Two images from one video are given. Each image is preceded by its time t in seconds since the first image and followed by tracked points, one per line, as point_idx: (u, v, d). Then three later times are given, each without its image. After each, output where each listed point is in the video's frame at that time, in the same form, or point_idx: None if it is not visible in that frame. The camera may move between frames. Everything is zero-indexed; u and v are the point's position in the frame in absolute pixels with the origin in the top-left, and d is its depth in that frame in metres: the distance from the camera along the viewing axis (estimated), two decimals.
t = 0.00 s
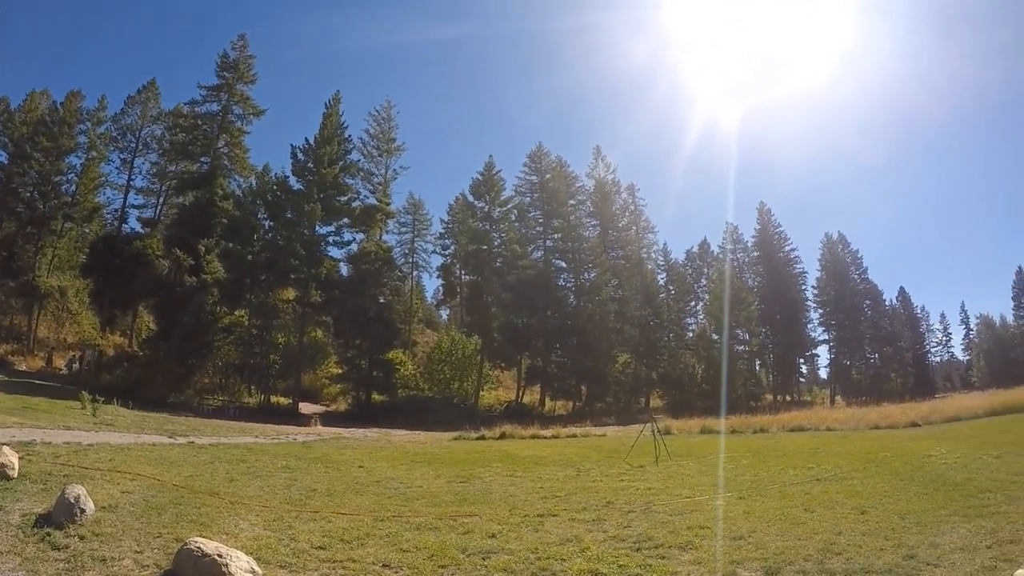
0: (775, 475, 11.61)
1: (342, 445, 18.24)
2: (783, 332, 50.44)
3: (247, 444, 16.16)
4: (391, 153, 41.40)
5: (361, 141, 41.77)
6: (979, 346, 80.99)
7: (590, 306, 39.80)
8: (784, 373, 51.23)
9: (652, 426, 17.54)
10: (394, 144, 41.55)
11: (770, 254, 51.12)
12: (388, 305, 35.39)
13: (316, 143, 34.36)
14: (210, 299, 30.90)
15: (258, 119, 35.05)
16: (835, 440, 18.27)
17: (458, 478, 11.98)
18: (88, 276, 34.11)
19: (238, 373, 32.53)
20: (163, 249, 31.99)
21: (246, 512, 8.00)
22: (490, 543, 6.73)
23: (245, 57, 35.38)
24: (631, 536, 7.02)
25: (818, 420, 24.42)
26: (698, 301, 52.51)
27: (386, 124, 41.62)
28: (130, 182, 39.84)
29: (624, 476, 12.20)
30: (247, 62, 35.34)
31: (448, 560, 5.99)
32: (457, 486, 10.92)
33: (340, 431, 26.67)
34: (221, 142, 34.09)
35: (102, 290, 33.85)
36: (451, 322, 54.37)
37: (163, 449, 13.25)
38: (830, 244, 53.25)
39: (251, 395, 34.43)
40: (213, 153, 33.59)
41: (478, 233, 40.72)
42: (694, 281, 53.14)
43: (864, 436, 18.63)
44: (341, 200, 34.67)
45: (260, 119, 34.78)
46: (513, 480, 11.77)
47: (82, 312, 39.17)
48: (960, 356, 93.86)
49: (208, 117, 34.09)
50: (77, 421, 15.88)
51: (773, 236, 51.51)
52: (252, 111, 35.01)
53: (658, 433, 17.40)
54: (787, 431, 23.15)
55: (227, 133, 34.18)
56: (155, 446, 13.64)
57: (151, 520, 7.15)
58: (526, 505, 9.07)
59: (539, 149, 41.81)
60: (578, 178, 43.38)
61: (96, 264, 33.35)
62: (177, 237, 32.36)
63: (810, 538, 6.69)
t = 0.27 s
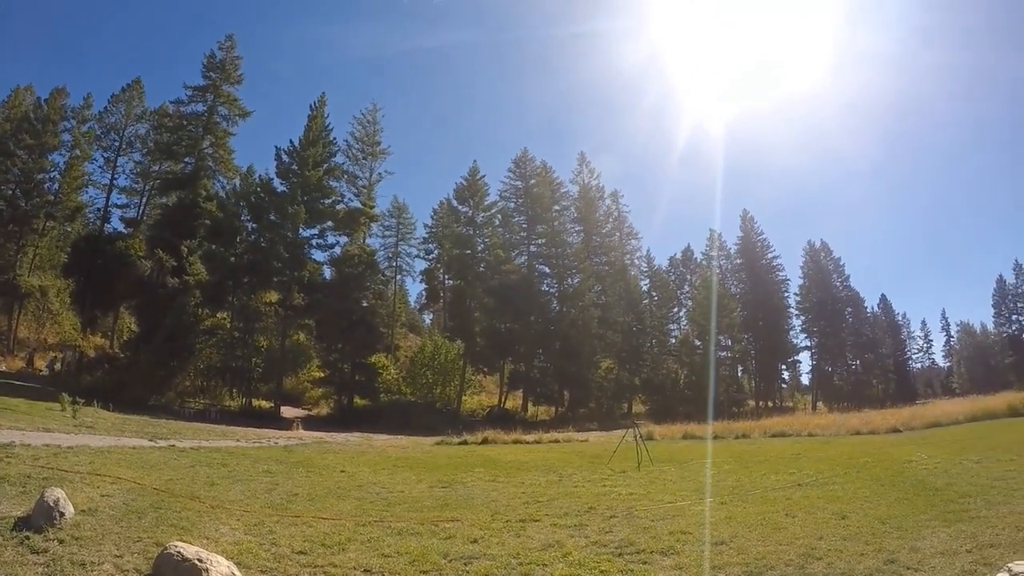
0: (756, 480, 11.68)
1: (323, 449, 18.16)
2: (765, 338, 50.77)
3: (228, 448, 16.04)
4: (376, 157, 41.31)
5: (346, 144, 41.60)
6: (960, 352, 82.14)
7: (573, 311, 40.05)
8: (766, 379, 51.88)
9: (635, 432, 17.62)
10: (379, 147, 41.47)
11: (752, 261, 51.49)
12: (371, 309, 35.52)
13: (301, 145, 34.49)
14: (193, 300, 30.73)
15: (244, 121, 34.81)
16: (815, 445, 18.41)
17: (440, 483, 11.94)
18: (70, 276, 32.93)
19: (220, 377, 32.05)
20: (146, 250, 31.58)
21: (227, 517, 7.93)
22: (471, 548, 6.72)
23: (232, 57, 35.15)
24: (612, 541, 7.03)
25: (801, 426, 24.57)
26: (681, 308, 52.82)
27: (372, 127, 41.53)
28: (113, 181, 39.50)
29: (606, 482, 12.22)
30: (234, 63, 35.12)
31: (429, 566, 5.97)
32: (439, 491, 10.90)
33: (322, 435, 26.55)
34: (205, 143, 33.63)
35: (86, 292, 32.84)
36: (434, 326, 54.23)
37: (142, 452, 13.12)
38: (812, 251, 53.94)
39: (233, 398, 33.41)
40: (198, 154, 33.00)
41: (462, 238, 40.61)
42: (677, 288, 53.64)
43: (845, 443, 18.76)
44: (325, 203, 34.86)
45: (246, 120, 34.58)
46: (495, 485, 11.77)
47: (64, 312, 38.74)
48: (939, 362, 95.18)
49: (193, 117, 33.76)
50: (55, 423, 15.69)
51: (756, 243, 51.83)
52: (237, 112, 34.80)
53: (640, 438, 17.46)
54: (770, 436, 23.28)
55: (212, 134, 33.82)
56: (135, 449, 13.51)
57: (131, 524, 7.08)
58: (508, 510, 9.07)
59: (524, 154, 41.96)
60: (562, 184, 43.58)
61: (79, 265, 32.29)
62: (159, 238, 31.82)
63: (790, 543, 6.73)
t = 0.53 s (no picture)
0: (741, 485, 11.74)
1: (308, 453, 18.11)
2: (750, 343, 50.50)
3: (211, 451, 15.96)
4: (364, 159, 41.20)
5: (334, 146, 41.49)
6: (945, 358, 83.06)
7: (558, 316, 40.24)
8: (751, 384, 51.45)
9: (620, 437, 17.65)
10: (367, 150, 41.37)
11: (738, 268, 51.62)
12: (357, 312, 35.52)
13: (289, 147, 34.41)
14: (177, 301, 30.55)
15: (232, 121, 34.60)
16: (799, 451, 18.53)
17: (425, 487, 11.93)
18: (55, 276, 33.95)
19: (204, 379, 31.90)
20: (131, 250, 31.24)
21: (210, 520, 7.89)
22: (455, 553, 6.72)
23: (221, 57, 34.96)
24: (597, 546, 7.04)
25: (786, 432, 24.71)
26: (666, 313, 53.07)
27: (359, 130, 41.43)
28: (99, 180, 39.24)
29: (591, 487, 12.25)
30: (223, 63, 34.92)
31: (413, 570, 5.96)
32: (424, 496, 10.88)
33: (306, 439, 26.43)
34: (193, 144, 33.36)
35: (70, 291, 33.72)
36: (421, 330, 54.15)
37: (126, 454, 13.03)
38: (798, 258, 54.38)
39: (219, 400, 33.34)
40: (185, 154, 32.72)
41: (449, 242, 40.59)
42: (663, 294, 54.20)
43: (828, 449, 18.89)
44: (312, 205, 34.80)
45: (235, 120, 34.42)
46: (479, 489, 11.77)
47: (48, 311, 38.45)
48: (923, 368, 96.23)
49: (181, 117, 33.46)
50: (37, 424, 15.56)
51: (742, 250, 52.19)
52: (226, 113, 34.63)
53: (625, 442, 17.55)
54: (755, 442, 23.39)
55: (201, 135, 33.52)
56: (118, 451, 13.42)
57: (113, 527, 7.02)
58: (493, 515, 9.07)
59: (512, 159, 42.04)
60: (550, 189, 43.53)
61: (64, 263, 33.19)
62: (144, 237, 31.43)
63: (774, 548, 6.77)
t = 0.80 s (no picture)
0: (727, 487, 11.79)
1: (294, 454, 18.07)
2: (737, 346, 50.93)
3: (197, 451, 15.88)
4: (352, 159, 41.08)
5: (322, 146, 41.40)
6: (928, 361, 84.11)
7: (545, 318, 40.38)
8: (737, 387, 51.98)
9: (607, 439, 17.67)
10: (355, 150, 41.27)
11: (726, 271, 52.07)
12: (344, 313, 35.31)
13: (277, 146, 34.35)
14: (163, 301, 30.15)
15: (221, 119, 34.39)
16: (785, 453, 18.64)
17: (411, 489, 11.92)
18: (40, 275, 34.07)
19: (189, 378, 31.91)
20: (118, 248, 31.19)
21: (196, 521, 7.84)
22: (441, 554, 6.72)
23: (211, 55, 34.78)
24: (583, 548, 7.05)
25: (772, 434, 24.87)
26: (654, 316, 53.34)
27: (348, 130, 41.34)
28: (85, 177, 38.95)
29: (576, 488, 12.28)
30: (212, 61, 34.74)
31: (398, 572, 5.96)
32: (410, 498, 10.87)
33: (292, 440, 26.37)
34: (182, 142, 33.23)
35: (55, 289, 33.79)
36: (408, 331, 54.06)
37: (111, 455, 12.96)
38: (786, 262, 55.02)
39: (205, 400, 33.36)
40: (173, 152, 32.65)
41: (437, 243, 40.73)
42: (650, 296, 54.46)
43: (814, 450, 19.02)
44: (300, 205, 34.74)
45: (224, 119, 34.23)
46: (466, 491, 11.77)
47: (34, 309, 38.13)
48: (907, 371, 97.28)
49: (169, 115, 33.24)
50: (20, 424, 15.45)
51: (730, 253, 52.64)
52: (215, 111, 34.45)
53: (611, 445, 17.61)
54: (741, 444, 23.52)
55: (189, 133, 33.38)
56: (102, 452, 13.33)
57: (98, 529, 6.97)
58: (479, 517, 9.06)
59: (500, 160, 41.83)
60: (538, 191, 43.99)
61: (49, 261, 33.11)
62: (131, 236, 31.27)
63: (760, 550, 6.80)
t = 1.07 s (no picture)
0: (710, 487, 11.85)
1: (277, 453, 17.99)
2: (720, 347, 51.03)
3: (179, 450, 15.79)
4: (337, 158, 40.96)
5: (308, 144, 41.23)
6: (909, 363, 85.00)
7: (529, 318, 40.52)
8: (721, 388, 52.03)
9: (590, 439, 17.74)
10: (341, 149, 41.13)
11: (709, 273, 52.23)
12: (327, 312, 35.13)
13: (262, 144, 33.93)
14: (145, 298, 30.36)
15: (206, 116, 34.10)
16: (767, 453, 18.77)
17: (394, 489, 11.90)
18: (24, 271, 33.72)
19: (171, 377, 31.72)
20: (101, 245, 31.46)
21: (177, 521, 7.79)
22: (424, 554, 6.71)
23: (197, 51, 34.54)
24: (566, 548, 7.07)
25: (754, 435, 25.01)
26: (638, 316, 53.58)
27: (334, 128, 41.22)
28: (68, 172, 38.60)
29: (559, 488, 12.31)
30: (199, 56, 34.50)
31: (381, 572, 5.95)
32: (393, 498, 10.85)
33: (275, 439, 26.26)
34: (166, 138, 32.92)
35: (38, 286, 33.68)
36: (392, 330, 53.97)
37: (91, 453, 12.85)
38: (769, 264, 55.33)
39: (187, 399, 33.14)
40: (158, 148, 32.42)
41: (421, 242, 40.48)
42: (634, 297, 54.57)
43: (797, 451, 19.15)
44: (285, 203, 34.48)
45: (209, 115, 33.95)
46: (449, 491, 11.76)
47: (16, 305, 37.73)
48: (888, 373, 98.22)
49: (154, 111, 33.02)
50: None
51: (714, 255, 52.74)
52: (200, 108, 34.22)
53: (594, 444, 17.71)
54: (723, 444, 23.63)
55: (173, 128, 33.03)
56: (83, 450, 13.21)
57: (78, 528, 6.90)
58: (463, 517, 9.06)
59: (485, 161, 41.92)
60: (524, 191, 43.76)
61: (33, 256, 33.33)
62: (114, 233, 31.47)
63: (743, 549, 6.85)
